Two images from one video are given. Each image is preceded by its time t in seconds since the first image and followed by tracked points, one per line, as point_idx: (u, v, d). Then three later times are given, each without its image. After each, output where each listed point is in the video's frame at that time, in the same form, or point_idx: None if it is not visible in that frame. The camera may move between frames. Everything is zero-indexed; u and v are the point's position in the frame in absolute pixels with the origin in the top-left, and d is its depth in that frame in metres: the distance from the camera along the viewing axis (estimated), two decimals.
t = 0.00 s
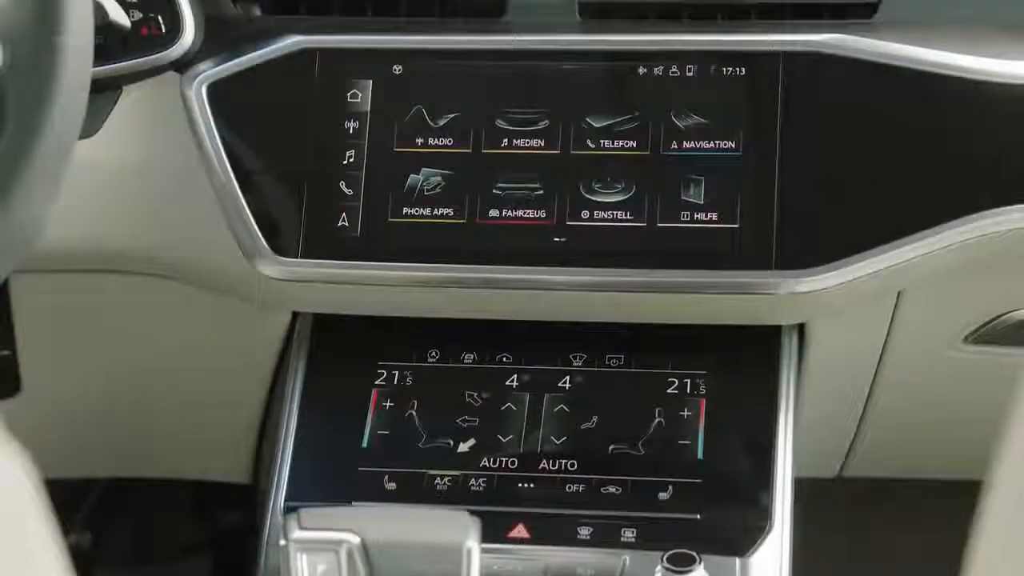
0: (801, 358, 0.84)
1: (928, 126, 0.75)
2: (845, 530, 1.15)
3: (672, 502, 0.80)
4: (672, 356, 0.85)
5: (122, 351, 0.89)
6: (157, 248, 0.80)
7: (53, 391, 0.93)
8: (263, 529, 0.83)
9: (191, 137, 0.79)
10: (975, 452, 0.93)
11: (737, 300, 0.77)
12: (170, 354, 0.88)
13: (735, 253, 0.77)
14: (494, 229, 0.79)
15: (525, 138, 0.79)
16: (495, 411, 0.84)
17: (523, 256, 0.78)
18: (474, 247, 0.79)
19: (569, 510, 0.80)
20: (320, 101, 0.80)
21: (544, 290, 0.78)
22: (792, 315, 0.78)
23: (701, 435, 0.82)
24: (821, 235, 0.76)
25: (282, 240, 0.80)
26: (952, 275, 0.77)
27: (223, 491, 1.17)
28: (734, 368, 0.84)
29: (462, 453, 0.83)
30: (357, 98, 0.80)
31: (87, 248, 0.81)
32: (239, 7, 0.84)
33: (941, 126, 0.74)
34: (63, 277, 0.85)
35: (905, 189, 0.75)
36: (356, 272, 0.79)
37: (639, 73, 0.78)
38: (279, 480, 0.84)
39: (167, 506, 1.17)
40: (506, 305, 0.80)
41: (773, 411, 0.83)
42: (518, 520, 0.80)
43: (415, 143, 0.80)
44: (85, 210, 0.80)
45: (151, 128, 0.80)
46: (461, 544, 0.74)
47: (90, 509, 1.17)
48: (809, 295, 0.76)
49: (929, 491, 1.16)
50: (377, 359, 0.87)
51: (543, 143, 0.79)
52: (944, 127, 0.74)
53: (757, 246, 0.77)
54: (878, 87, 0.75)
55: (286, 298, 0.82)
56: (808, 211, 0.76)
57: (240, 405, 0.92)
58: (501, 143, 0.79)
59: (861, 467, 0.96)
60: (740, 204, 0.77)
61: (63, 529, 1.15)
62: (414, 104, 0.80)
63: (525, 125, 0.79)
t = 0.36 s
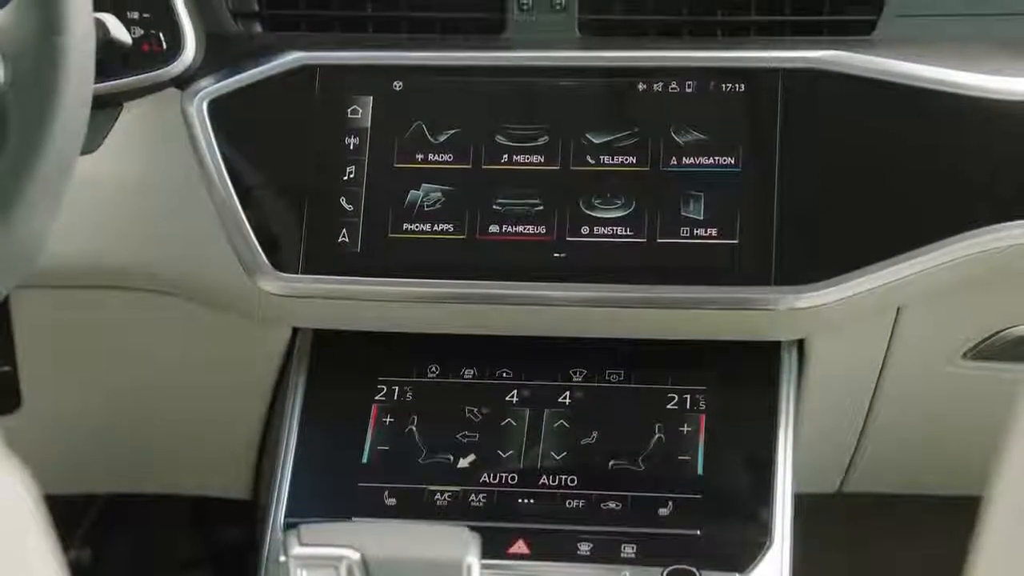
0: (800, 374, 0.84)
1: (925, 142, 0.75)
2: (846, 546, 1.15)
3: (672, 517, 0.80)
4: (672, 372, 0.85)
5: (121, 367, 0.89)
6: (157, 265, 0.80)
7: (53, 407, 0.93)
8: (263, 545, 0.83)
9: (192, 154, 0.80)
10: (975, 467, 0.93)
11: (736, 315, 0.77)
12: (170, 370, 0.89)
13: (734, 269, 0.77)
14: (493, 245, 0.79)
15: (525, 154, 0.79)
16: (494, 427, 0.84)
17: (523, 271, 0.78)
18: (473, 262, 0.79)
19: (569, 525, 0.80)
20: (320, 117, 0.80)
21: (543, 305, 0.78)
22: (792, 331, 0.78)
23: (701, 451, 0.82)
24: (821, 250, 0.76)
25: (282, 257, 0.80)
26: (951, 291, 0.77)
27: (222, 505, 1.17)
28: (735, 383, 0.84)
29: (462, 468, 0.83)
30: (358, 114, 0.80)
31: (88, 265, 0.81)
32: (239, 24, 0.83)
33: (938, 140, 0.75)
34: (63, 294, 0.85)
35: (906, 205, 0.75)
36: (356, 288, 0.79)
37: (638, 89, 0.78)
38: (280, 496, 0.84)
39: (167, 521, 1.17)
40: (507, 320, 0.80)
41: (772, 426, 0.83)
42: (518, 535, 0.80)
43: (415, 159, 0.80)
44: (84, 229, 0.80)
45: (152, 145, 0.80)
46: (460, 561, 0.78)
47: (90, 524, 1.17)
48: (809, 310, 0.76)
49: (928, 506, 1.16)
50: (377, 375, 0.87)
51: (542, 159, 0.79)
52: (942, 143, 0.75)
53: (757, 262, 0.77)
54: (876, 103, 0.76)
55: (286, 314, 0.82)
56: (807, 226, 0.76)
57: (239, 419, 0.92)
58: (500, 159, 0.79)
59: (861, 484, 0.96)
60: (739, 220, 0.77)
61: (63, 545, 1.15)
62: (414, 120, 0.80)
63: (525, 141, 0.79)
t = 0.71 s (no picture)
0: (800, 389, 0.85)
1: (925, 159, 0.75)
2: (846, 560, 1.15)
3: (672, 534, 0.80)
4: (672, 388, 0.85)
5: (122, 382, 0.89)
6: (158, 281, 0.80)
7: (53, 422, 0.93)
8: (263, 561, 0.84)
9: (193, 170, 0.80)
10: (974, 483, 0.93)
11: (735, 331, 0.77)
12: (170, 386, 0.89)
13: (734, 285, 0.77)
14: (493, 261, 0.79)
15: (525, 170, 0.79)
16: (494, 442, 0.84)
17: (523, 288, 0.78)
18: (473, 279, 0.79)
19: (569, 541, 0.80)
20: (321, 133, 0.80)
21: (543, 321, 0.78)
22: (791, 347, 0.79)
23: (701, 466, 0.82)
24: (821, 267, 0.76)
25: (283, 274, 0.80)
26: (950, 307, 0.78)
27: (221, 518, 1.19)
28: (736, 398, 0.85)
29: (462, 484, 0.83)
30: (358, 130, 0.80)
31: (88, 281, 0.81)
32: (240, 40, 0.83)
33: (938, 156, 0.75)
34: (64, 310, 0.85)
35: (905, 221, 0.75)
36: (356, 304, 0.79)
37: (637, 106, 0.79)
38: (279, 512, 0.84)
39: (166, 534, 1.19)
40: (506, 336, 0.80)
41: (773, 442, 0.83)
42: (518, 552, 0.80)
43: (415, 175, 0.80)
44: (85, 245, 0.80)
45: (153, 161, 0.80)
46: None
47: (91, 535, 1.17)
48: (808, 326, 0.76)
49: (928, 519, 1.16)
50: (377, 390, 0.87)
51: (542, 175, 0.79)
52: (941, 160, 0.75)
53: (756, 279, 0.77)
54: (876, 120, 0.76)
55: (287, 329, 0.82)
56: (807, 242, 0.77)
57: (239, 434, 0.92)
58: (501, 175, 0.80)
59: (861, 500, 0.96)
60: (738, 236, 0.78)
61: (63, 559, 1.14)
62: (415, 136, 0.81)
63: (525, 157, 0.80)
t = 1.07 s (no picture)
0: (799, 404, 0.85)
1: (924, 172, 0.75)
2: None
3: (672, 547, 0.80)
4: (672, 401, 0.85)
5: (122, 395, 0.89)
6: (157, 295, 0.80)
7: (52, 434, 0.93)
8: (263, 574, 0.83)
9: (194, 183, 0.80)
10: (974, 497, 0.93)
11: (735, 344, 0.77)
12: (170, 398, 0.89)
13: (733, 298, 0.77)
14: (493, 274, 0.79)
15: (525, 183, 0.80)
16: (494, 455, 0.84)
17: (522, 301, 0.78)
18: (473, 292, 0.79)
19: (569, 554, 0.80)
20: (322, 146, 0.80)
21: (543, 334, 0.78)
22: (790, 360, 0.79)
23: (701, 480, 0.82)
24: (820, 280, 0.76)
25: (283, 287, 0.80)
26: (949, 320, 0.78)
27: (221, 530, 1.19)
28: (736, 411, 0.85)
29: (462, 497, 0.83)
30: (358, 144, 0.81)
31: (87, 295, 0.81)
32: (240, 53, 0.84)
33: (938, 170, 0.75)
34: (64, 322, 0.85)
35: (904, 235, 0.75)
36: (356, 317, 0.80)
37: (637, 119, 0.79)
38: (280, 525, 0.84)
39: (166, 546, 1.19)
40: (506, 349, 0.80)
41: (772, 455, 0.83)
42: (518, 565, 0.80)
43: (415, 188, 0.81)
44: (84, 259, 0.80)
45: (153, 174, 0.81)
46: None
47: (91, 548, 1.16)
48: (808, 338, 0.76)
49: (927, 533, 1.16)
50: (377, 404, 0.87)
51: (542, 188, 0.79)
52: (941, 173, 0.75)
53: (755, 292, 0.77)
54: (876, 133, 0.76)
55: (287, 342, 0.82)
56: (807, 255, 0.77)
57: (239, 447, 0.92)
58: (500, 188, 0.80)
59: (860, 515, 0.96)
60: (738, 249, 0.78)
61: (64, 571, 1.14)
62: (415, 149, 0.81)
63: (525, 171, 0.80)
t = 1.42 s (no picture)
0: (799, 414, 0.85)
1: (923, 183, 0.76)
2: None
3: (671, 557, 0.80)
4: (672, 412, 0.85)
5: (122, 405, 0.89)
6: (156, 305, 0.80)
7: (52, 445, 0.93)
8: None
9: (194, 194, 0.80)
10: (973, 508, 0.93)
11: (735, 355, 0.78)
12: (170, 409, 0.89)
13: (733, 309, 0.77)
14: (494, 285, 0.79)
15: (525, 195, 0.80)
16: (494, 466, 0.84)
17: (523, 312, 0.79)
18: (473, 303, 0.79)
19: (569, 565, 0.80)
20: (322, 158, 0.81)
21: (543, 344, 0.78)
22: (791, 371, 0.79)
23: (701, 491, 0.82)
24: (820, 290, 0.76)
25: (283, 298, 0.80)
26: (949, 330, 0.78)
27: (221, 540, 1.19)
28: (735, 422, 0.85)
29: (463, 507, 0.83)
30: (358, 155, 0.81)
31: (87, 306, 0.81)
32: (241, 64, 0.83)
33: (937, 181, 0.75)
34: (64, 334, 0.85)
35: (904, 246, 0.76)
36: (356, 327, 0.80)
37: (637, 130, 0.79)
38: (279, 536, 0.84)
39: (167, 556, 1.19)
40: (506, 359, 0.80)
41: (772, 466, 0.83)
42: None
43: (415, 199, 0.81)
44: (83, 270, 0.80)
45: (153, 185, 0.81)
46: None
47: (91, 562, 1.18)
48: (808, 348, 0.76)
49: (927, 545, 1.16)
50: (377, 414, 0.87)
51: (543, 199, 0.80)
52: (940, 184, 0.75)
53: (756, 303, 0.77)
54: (876, 144, 0.76)
55: (287, 352, 0.82)
56: (806, 266, 0.77)
57: (239, 458, 0.92)
58: (500, 199, 0.80)
59: (860, 526, 0.96)
60: (738, 260, 0.78)
61: None
62: (415, 160, 0.81)
63: (524, 182, 0.80)
